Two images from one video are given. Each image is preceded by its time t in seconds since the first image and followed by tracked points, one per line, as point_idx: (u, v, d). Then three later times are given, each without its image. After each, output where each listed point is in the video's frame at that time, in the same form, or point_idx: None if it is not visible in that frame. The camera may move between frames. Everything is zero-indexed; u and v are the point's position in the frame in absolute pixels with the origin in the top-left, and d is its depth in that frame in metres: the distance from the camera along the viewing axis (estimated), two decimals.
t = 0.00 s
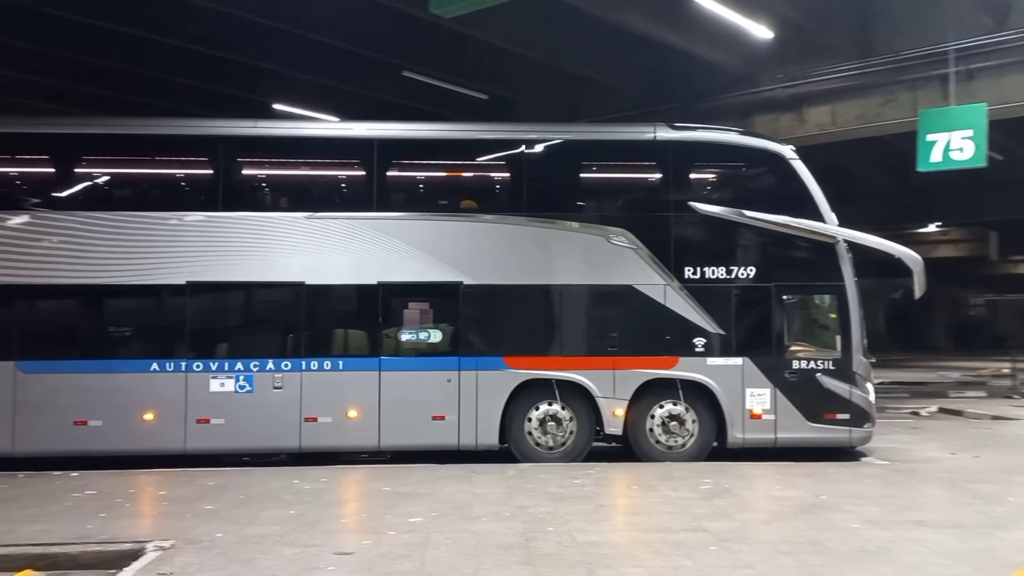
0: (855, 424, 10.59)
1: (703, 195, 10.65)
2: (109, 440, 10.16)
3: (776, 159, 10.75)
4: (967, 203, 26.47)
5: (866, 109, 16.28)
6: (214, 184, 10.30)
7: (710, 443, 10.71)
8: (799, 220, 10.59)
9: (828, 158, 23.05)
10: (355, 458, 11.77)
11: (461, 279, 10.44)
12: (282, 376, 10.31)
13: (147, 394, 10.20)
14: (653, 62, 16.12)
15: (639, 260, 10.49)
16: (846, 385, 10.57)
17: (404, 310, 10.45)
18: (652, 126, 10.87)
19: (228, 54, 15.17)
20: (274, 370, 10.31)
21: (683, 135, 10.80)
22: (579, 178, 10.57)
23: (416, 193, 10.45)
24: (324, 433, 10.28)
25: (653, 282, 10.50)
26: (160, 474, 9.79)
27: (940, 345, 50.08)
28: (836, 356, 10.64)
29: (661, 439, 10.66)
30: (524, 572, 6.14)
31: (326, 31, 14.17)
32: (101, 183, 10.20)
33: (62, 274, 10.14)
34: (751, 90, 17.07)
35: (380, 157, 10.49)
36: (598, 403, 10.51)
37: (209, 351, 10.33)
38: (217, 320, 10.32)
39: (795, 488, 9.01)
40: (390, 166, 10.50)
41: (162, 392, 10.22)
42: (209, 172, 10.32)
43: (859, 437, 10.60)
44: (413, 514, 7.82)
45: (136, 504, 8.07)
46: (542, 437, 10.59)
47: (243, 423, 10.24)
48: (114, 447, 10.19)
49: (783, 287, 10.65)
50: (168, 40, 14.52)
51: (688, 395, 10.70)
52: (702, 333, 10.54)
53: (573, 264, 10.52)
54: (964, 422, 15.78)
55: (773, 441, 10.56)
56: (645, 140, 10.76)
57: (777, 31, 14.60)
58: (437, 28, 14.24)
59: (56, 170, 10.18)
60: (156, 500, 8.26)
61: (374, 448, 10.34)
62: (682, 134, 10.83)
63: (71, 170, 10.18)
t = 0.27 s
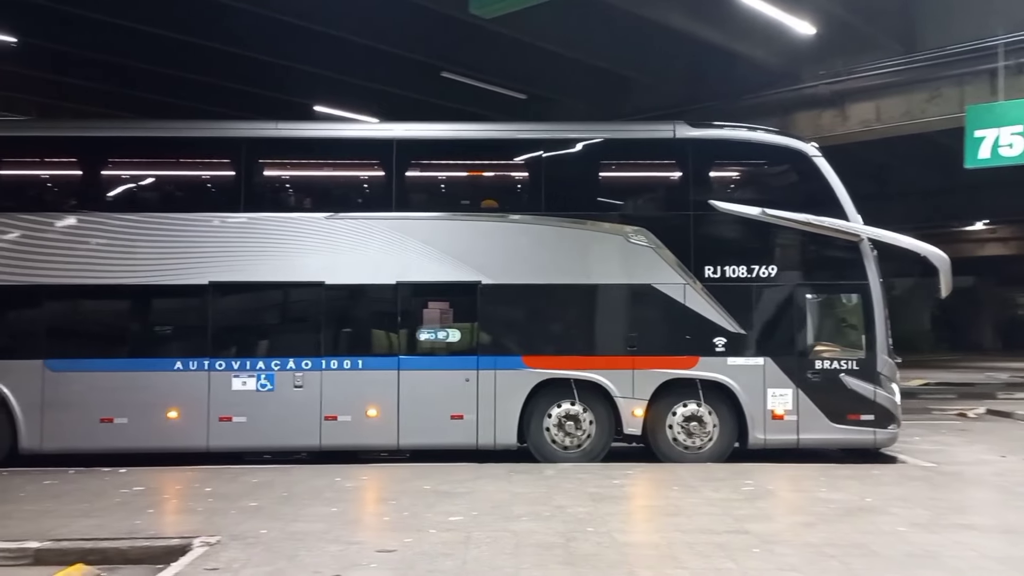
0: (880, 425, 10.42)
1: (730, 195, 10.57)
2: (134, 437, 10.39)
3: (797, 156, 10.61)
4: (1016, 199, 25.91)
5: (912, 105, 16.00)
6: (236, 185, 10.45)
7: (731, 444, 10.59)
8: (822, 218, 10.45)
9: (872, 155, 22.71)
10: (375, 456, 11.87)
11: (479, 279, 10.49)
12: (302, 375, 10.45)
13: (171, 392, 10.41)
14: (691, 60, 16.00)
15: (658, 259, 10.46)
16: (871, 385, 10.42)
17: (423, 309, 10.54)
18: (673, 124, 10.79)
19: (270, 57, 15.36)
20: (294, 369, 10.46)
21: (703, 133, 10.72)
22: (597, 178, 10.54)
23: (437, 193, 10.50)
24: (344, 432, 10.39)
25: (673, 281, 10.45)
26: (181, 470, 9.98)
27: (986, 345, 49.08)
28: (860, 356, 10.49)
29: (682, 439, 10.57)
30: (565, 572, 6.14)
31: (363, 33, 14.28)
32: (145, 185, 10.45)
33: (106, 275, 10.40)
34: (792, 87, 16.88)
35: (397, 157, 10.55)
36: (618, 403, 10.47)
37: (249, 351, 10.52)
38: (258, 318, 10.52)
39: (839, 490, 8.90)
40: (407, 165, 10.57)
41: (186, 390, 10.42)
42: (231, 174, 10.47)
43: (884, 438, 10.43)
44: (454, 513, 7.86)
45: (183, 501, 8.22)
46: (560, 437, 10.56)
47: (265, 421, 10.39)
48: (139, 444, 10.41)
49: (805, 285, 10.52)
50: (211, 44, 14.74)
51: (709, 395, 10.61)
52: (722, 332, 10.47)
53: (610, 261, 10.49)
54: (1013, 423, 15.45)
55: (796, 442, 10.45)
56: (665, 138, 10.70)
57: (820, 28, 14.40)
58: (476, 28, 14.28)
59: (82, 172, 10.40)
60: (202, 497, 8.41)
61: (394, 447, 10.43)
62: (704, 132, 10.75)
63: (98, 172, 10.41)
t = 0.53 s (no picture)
0: (903, 427, 10.29)
1: (755, 195, 10.51)
2: (158, 435, 10.64)
3: (819, 154, 10.54)
4: None
5: (958, 101, 15.66)
6: (256, 186, 10.65)
7: (750, 445, 10.53)
8: (842, 216, 10.35)
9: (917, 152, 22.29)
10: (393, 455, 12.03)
11: (496, 279, 10.55)
12: (322, 374, 10.62)
13: (193, 391, 10.64)
14: (731, 57, 15.84)
15: (675, 259, 10.41)
16: (894, 386, 10.32)
17: (443, 308, 10.62)
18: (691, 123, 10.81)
19: (310, 60, 15.51)
20: (314, 368, 10.63)
21: (722, 131, 10.69)
22: (614, 178, 10.56)
23: (458, 193, 10.61)
24: (362, 430, 10.54)
25: (692, 281, 10.40)
26: (205, 468, 10.19)
27: None
28: (883, 356, 10.40)
29: (701, 440, 10.54)
30: (605, 574, 6.12)
31: (400, 36, 14.36)
32: (188, 187, 10.67)
33: (147, 276, 10.64)
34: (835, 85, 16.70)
35: (415, 159, 10.69)
36: (635, 403, 10.48)
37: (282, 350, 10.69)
38: (296, 317, 10.68)
39: (883, 492, 8.76)
40: (425, 166, 10.69)
41: (208, 390, 10.64)
42: (252, 175, 10.68)
43: (907, 440, 10.30)
44: (492, 512, 7.88)
45: (227, 497, 8.35)
46: (578, 437, 10.59)
47: (284, 420, 10.59)
48: (162, 442, 10.66)
49: (827, 285, 10.41)
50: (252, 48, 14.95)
51: (728, 395, 10.58)
52: (743, 332, 10.41)
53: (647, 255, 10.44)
54: None
55: (817, 444, 10.36)
56: (684, 137, 10.71)
57: (863, 24, 14.17)
58: (514, 27, 14.28)
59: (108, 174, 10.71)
60: (246, 494, 8.53)
61: (411, 446, 10.56)
62: (722, 130, 10.71)
63: (122, 175, 10.70)
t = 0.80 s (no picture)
0: (924, 428, 10.24)
1: (777, 195, 10.51)
2: (181, 433, 10.98)
3: (839, 152, 10.49)
4: None
5: (1003, 96, 15.46)
6: (275, 187, 10.93)
7: (768, 446, 10.52)
8: (862, 215, 10.34)
9: (960, 149, 21.86)
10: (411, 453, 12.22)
11: (512, 279, 10.72)
12: (339, 374, 10.87)
13: (214, 391, 10.96)
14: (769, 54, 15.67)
15: (691, 259, 10.48)
16: (915, 387, 10.27)
17: (460, 308, 10.85)
18: (707, 120, 10.82)
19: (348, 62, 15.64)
20: (331, 368, 10.88)
21: (741, 129, 10.66)
22: (630, 178, 10.63)
23: (477, 193, 10.76)
24: (379, 429, 10.77)
25: (707, 281, 10.49)
26: (243, 465, 10.30)
27: None
28: (904, 357, 10.36)
29: (718, 441, 10.58)
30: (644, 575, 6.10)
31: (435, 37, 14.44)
32: (226, 188, 10.98)
33: (186, 277, 10.99)
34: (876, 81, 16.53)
35: (431, 159, 10.87)
36: (651, 403, 10.56)
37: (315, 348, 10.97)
38: (328, 316, 10.97)
39: (926, 495, 8.62)
40: (440, 167, 10.85)
41: (228, 389, 10.96)
42: (271, 177, 10.95)
43: (929, 441, 10.24)
44: (530, 512, 7.89)
45: (268, 495, 8.46)
46: (594, 437, 10.69)
47: (303, 418, 10.86)
48: (185, 440, 11.00)
49: (845, 285, 10.43)
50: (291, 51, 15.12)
51: (746, 396, 10.61)
52: (760, 332, 10.47)
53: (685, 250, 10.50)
54: None
55: (836, 444, 10.36)
56: (701, 136, 10.71)
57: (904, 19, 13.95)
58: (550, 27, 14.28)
59: (130, 176, 11.05)
60: (286, 491, 8.65)
61: (427, 445, 10.77)
62: (738, 128, 10.69)
63: (145, 177, 11.04)
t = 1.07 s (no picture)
0: (948, 429, 10.12)
1: (819, 194, 10.40)
2: (205, 430, 11.23)
3: (860, 149, 10.33)
4: None
5: None
6: (296, 190, 11.10)
7: (787, 446, 10.49)
8: (882, 214, 10.18)
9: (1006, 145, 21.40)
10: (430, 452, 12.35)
11: (529, 279, 10.80)
12: (359, 373, 11.05)
13: (237, 390, 11.20)
14: (808, 51, 15.48)
15: (709, 258, 10.47)
16: (938, 388, 10.15)
17: (479, 308, 10.97)
18: (726, 119, 10.74)
19: (384, 64, 15.75)
20: (351, 367, 11.07)
21: (760, 128, 10.57)
22: (650, 177, 10.61)
23: (497, 194, 10.82)
24: (398, 428, 10.94)
25: (726, 280, 10.46)
26: (287, 463, 10.45)
27: None
28: (927, 357, 10.23)
29: (737, 441, 10.57)
30: None
31: (471, 37, 14.47)
32: (265, 191, 11.14)
33: (226, 279, 11.21)
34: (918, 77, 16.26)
35: (449, 159, 10.96)
36: (669, 403, 10.60)
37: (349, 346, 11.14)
38: (362, 314, 11.10)
39: (973, 498, 8.45)
40: (458, 168, 10.92)
41: (250, 388, 11.19)
42: (292, 179, 11.11)
43: (953, 443, 10.11)
44: (569, 512, 7.89)
45: (309, 493, 8.56)
46: (613, 437, 10.77)
47: (323, 418, 11.06)
48: (209, 438, 11.24)
49: (867, 283, 10.33)
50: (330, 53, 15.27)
51: (765, 395, 10.59)
52: (779, 332, 10.42)
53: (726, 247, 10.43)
54: None
55: (857, 446, 10.29)
56: (720, 135, 10.62)
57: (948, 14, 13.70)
58: (586, 27, 14.25)
59: (155, 179, 11.27)
60: (326, 489, 8.75)
61: (444, 444, 10.92)
62: (757, 126, 10.60)
63: (170, 180, 11.24)
